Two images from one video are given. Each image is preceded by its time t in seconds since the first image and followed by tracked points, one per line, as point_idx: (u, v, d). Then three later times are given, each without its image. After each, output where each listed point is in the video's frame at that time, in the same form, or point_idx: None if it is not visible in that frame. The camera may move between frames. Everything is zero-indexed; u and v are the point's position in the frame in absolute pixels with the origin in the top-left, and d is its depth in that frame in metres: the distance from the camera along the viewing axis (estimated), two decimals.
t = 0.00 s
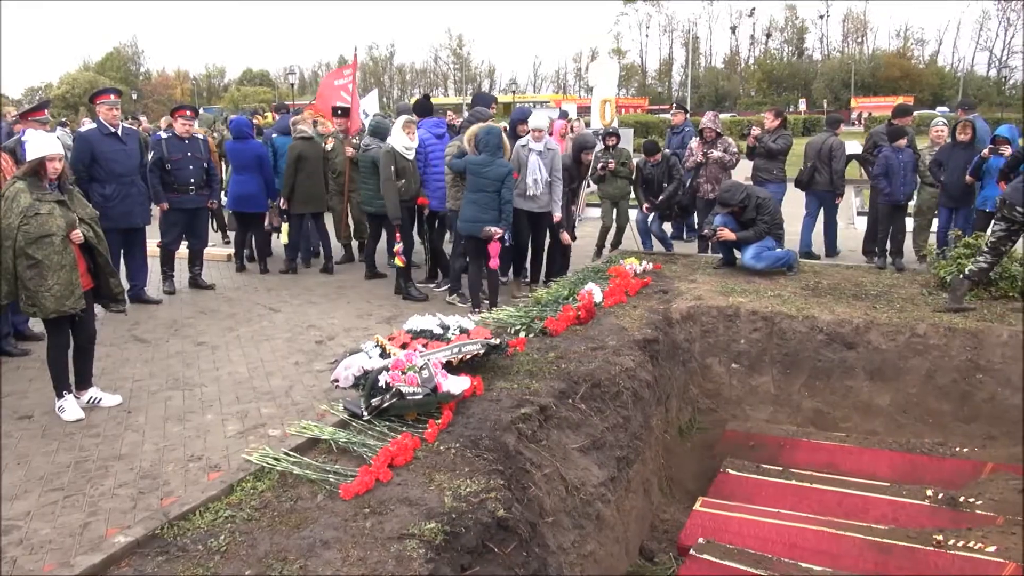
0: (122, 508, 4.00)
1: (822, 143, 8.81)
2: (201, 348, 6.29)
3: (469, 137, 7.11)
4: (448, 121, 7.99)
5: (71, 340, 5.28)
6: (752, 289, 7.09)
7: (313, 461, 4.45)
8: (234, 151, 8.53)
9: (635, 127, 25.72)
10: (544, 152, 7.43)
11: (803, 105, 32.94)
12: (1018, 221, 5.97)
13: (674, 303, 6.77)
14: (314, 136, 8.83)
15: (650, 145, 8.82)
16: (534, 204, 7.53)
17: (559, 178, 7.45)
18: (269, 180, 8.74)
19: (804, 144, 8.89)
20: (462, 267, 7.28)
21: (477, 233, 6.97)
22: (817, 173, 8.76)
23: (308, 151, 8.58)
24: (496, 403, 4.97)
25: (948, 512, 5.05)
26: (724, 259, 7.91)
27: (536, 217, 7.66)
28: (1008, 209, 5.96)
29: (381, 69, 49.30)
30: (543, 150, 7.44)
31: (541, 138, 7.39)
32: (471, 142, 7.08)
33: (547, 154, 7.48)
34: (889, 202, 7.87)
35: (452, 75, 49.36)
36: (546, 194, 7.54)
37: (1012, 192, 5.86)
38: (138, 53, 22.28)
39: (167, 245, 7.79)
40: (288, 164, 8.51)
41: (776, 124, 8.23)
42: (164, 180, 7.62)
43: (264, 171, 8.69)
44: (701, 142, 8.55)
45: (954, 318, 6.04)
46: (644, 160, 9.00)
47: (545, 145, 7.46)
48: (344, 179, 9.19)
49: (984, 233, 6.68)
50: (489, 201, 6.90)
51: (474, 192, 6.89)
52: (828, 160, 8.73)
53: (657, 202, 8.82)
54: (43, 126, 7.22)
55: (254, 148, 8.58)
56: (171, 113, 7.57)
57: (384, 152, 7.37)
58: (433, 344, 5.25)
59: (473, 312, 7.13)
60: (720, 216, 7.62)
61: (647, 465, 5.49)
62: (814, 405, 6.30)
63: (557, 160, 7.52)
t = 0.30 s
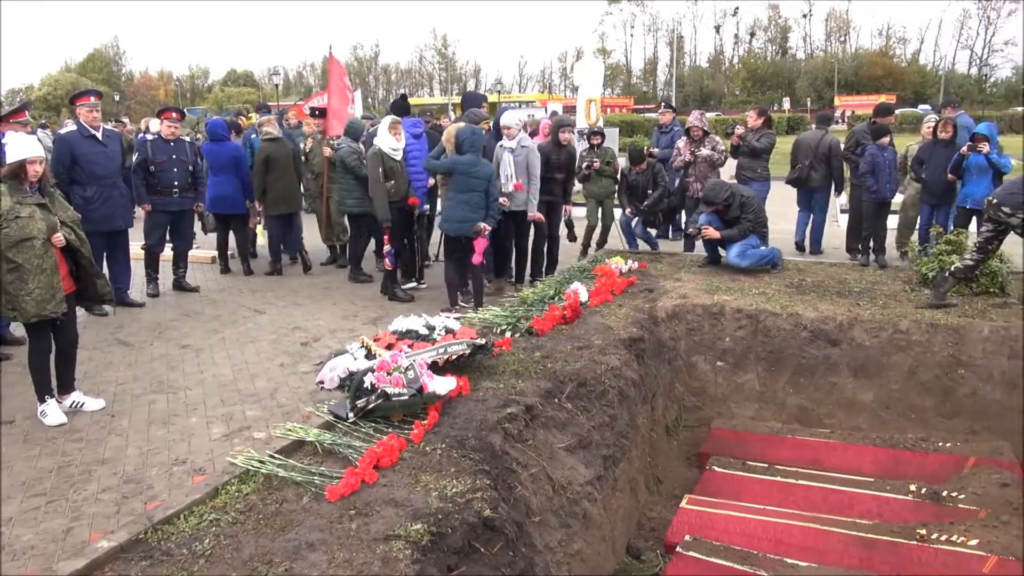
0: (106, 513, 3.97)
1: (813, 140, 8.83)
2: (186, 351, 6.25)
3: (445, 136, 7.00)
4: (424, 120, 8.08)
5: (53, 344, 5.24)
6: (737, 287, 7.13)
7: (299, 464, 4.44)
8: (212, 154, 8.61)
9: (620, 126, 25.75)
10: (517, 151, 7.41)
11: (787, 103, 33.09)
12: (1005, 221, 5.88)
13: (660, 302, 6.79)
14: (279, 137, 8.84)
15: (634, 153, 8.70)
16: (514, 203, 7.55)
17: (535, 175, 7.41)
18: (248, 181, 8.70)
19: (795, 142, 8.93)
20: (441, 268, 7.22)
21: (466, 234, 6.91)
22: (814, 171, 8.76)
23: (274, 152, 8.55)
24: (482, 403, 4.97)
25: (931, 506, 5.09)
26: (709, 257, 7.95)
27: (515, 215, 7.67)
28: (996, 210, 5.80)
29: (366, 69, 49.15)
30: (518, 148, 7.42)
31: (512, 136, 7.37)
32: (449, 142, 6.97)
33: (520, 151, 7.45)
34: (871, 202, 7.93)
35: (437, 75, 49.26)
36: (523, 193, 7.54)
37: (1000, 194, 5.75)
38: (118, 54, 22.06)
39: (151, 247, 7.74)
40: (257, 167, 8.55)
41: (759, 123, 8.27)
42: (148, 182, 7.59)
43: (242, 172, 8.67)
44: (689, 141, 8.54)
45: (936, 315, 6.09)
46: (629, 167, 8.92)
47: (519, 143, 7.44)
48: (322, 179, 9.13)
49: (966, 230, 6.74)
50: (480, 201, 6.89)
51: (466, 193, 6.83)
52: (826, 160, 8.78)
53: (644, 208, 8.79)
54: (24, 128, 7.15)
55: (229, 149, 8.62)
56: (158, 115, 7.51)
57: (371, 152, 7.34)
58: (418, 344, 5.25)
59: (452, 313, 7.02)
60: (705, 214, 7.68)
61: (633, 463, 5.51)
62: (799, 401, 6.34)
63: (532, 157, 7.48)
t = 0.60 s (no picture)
0: (92, 517, 3.94)
1: (804, 139, 8.81)
2: (172, 354, 6.22)
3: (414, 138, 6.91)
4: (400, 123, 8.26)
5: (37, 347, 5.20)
6: (723, 286, 7.16)
7: (286, 466, 4.43)
8: (195, 156, 8.68)
9: (606, 126, 25.81)
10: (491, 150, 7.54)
11: (772, 103, 33.23)
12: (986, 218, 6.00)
13: (647, 301, 6.80)
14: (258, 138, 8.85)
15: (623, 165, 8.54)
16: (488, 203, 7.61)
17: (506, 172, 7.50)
18: (230, 181, 8.73)
19: (784, 142, 8.92)
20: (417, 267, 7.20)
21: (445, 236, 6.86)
22: (806, 170, 8.76)
23: (250, 154, 8.60)
24: (470, 403, 4.97)
25: (917, 502, 5.13)
26: (696, 256, 7.98)
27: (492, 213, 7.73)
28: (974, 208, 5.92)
29: (353, 70, 49.01)
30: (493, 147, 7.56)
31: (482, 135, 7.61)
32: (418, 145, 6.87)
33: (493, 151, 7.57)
34: (854, 202, 7.99)
35: (423, 75, 49.14)
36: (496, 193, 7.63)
37: (979, 192, 5.86)
38: (101, 55, 21.87)
39: (136, 249, 7.68)
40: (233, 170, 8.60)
41: (744, 122, 8.31)
42: (134, 183, 7.54)
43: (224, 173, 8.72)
44: (684, 142, 8.50)
45: (921, 312, 6.15)
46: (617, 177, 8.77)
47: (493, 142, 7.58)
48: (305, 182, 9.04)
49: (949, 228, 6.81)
50: (455, 202, 6.81)
51: (438, 195, 6.76)
52: (818, 160, 8.82)
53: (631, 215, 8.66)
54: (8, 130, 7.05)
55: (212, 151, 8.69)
56: (143, 116, 7.45)
57: (360, 155, 7.29)
58: (406, 346, 5.24)
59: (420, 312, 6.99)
60: (691, 214, 7.69)
61: (621, 462, 5.52)
62: (785, 399, 6.38)
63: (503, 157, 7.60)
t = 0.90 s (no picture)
0: (74, 521, 3.90)
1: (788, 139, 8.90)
2: (156, 355, 6.17)
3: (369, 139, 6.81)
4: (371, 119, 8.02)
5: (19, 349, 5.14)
6: (709, 285, 7.18)
7: (271, 468, 4.40)
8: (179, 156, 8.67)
9: (593, 126, 25.88)
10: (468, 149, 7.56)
11: (757, 104, 33.43)
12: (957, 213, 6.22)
13: (633, 301, 6.81)
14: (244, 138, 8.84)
15: (610, 172, 8.46)
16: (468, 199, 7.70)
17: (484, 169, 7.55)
18: (216, 181, 8.70)
19: (768, 142, 9.03)
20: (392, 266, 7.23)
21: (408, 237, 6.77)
22: (792, 168, 8.87)
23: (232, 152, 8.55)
24: (457, 403, 4.95)
25: (901, 499, 5.16)
26: (681, 256, 8.00)
27: (474, 211, 7.80)
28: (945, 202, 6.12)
29: (339, 70, 48.92)
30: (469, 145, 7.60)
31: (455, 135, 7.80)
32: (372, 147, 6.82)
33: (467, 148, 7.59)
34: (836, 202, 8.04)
35: (410, 75, 49.01)
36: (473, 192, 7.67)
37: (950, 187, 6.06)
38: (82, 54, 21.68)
39: (120, 250, 7.62)
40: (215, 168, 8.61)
41: (729, 122, 8.36)
42: (118, 184, 7.47)
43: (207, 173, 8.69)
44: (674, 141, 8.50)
45: (904, 311, 6.20)
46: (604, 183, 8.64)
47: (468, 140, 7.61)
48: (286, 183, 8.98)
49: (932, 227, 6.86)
50: (410, 203, 6.70)
51: (394, 196, 6.67)
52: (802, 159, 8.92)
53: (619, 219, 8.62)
54: None
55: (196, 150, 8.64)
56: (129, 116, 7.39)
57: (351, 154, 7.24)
58: (392, 346, 5.23)
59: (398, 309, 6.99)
60: (677, 214, 7.71)
61: (608, 461, 5.53)
62: (771, 398, 6.41)
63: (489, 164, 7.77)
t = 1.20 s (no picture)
0: (58, 523, 3.87)
1: (771, 141, 9.02)
2: (141, 356, 6.12)
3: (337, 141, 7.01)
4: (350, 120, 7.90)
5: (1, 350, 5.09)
6: (696, 285, 7.22)
7: (257, 468, 4.37)
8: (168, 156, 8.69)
9: (580, 126, 25.98)
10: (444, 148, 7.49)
11: (742, 104, 33.65)
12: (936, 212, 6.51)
13: (621, 300, 6.82)
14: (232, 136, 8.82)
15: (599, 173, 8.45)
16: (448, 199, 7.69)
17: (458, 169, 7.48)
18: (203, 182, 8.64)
19: (751, 142, 9.13)
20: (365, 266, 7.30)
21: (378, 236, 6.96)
22: (774, 168, 9.00)
23: (218, 150, 8.56)
24: (444, 403, 4.95)
25: (885, 497, 5.21)
26: (668, 255, 8.04)
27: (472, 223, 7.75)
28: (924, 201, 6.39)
29: (325, 69, 48.76)
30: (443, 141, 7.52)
31: (430, 134, 7.54)
32: (341, 148, 7.03)
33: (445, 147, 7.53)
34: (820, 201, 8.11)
35: (396, 75, 48.90)
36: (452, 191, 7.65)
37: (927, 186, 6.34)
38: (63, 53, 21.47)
39: (105, 250, 7.55)
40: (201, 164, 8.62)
41: (716, 122, 8.40)
42: (104, 183, 7.39)
43: (196, 173, 8.68)
44: (659, 143, 8.52)
45: (889, 310, 6.25)
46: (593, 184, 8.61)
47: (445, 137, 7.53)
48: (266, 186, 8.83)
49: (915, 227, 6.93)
50: (378, 201, 6.89)
51: (361, 196, 6.86)
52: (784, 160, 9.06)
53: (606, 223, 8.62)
54: None
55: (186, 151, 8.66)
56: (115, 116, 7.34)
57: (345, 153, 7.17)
58: (380, 346, 5.22)
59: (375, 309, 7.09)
60: (664, 214, 7.74)
61: (595, 461, 5.54)
62: (757, 397, 6.44)
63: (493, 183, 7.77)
